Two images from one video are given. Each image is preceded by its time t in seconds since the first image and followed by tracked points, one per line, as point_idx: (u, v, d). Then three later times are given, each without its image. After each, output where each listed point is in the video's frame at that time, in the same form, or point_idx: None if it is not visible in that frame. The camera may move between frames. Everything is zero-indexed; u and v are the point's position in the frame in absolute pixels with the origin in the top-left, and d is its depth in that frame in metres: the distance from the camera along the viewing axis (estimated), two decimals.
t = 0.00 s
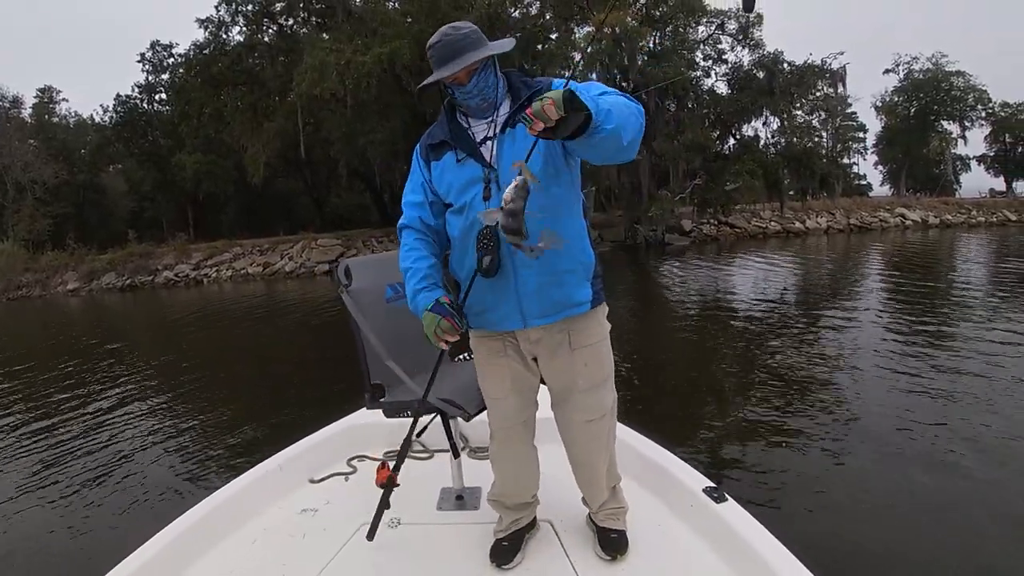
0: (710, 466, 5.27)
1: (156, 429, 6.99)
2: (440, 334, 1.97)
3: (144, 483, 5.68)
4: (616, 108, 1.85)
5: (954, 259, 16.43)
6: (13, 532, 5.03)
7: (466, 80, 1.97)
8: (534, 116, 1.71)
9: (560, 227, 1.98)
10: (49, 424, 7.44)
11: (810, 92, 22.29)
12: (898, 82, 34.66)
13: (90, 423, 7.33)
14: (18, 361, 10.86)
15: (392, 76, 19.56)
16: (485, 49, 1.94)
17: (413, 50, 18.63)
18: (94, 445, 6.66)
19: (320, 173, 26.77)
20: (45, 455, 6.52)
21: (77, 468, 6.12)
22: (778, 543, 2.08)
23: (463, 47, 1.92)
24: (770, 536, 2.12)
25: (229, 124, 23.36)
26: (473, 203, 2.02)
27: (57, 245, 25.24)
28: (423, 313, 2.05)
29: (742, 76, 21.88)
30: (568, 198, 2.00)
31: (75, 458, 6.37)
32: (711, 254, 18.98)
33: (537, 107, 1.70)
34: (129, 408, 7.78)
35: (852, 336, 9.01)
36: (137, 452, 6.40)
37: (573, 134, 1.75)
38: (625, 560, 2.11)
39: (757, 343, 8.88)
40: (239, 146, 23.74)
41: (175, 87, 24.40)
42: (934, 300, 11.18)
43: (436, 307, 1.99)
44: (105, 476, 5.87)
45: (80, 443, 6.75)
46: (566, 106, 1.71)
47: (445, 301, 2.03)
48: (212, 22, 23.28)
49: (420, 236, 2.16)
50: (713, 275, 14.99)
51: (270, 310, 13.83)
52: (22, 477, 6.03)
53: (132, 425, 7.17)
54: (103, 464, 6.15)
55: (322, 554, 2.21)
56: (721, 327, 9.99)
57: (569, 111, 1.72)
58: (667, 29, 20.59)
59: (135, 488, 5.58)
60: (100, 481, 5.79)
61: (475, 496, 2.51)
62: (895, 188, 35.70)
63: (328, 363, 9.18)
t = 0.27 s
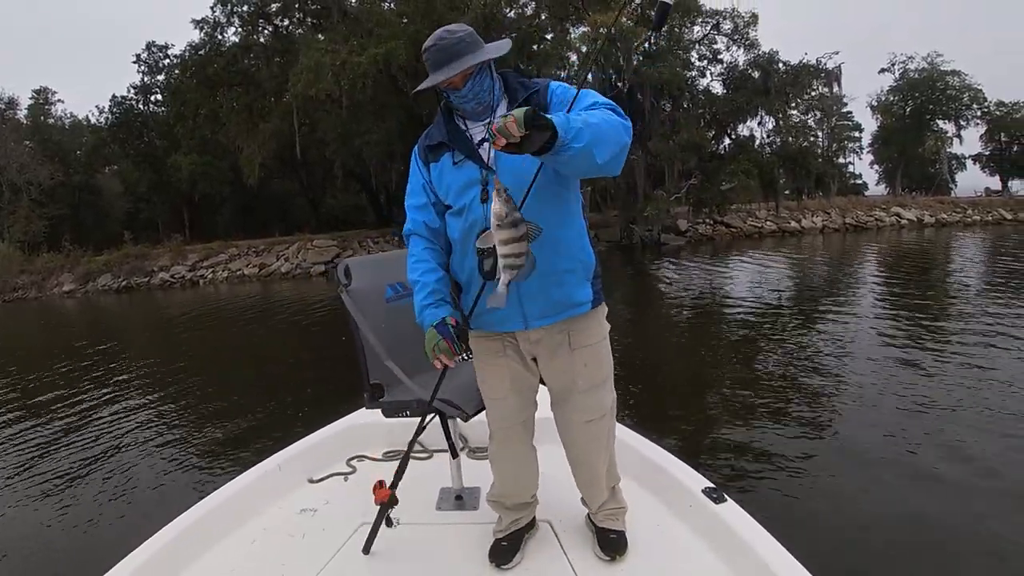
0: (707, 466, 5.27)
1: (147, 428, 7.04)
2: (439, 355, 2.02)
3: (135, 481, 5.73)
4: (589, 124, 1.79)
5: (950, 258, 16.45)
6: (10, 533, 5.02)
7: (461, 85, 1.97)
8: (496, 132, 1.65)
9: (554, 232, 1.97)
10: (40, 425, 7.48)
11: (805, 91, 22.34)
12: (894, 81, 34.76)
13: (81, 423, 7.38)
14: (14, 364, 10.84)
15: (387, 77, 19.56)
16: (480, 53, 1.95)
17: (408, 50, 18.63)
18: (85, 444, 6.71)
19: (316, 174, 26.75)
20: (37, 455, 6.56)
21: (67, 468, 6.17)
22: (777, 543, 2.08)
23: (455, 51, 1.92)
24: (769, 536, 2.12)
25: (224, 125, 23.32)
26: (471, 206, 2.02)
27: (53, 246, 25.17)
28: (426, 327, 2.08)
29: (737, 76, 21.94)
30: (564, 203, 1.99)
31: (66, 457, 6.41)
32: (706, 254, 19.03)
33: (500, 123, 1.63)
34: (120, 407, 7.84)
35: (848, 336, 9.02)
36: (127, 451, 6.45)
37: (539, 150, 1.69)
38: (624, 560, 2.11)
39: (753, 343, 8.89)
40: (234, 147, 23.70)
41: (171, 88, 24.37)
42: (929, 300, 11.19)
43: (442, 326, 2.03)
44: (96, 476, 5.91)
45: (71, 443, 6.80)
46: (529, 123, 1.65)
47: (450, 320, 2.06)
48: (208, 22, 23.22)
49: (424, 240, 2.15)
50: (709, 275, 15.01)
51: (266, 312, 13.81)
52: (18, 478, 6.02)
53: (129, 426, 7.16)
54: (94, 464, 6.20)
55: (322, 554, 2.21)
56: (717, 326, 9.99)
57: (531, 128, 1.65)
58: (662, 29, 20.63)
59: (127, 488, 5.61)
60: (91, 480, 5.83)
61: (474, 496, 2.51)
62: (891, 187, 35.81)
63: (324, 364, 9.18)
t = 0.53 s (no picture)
0: (707, 467, 5.27)
1: (139, 429, 7.06)
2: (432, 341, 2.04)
3: (126, 482, 5.74)
4: (577, 130, 1.77)
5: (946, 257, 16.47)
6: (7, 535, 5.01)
7: (462, 85, 1.97)
8: (478, 135, 1.63)
9: (548, 233, 1.97)
10: (31, 425, 7.50)
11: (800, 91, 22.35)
12: (889, 80, 34.83)
13: (73, 424, 7.40)
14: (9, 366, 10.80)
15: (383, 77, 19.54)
16: (482, 54, 1.94)
17: (404, 50, 18.61)
18: (82, 446, 6.70)
19: (312, 175, 26.72)
20: (28, 456, 6.57)
21: (59, 469, 6.18)
22: (777, 544, 2.08)
23: (458, 51, 1.91)
24: (770, 537, 2.12)
25: (220, 126, 23.27)
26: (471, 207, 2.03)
27: (48, 248, 25.10)
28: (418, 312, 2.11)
29: (733, 76, 21.96)
30: (563, 205, 1.99)
31: (60, 459, 6.42)
32: (702, 254, 19.05)
33: (482, 124, 1.61)
34: (113, 408, 7.85)
35: (845, 335, 9.01)
36: (119, 452, 6.46)
37: (523, 152, 1.66)
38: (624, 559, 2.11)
39: (750, 343, 8.87)
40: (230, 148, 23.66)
41: (166, 89, 24.31)
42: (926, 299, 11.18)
43: (433, 312, 2.04)
44: (90, 477, 5.92)
45: (62, 443, 6.82)
46: (510, 127, 1.61)
47: (443, 304, 2.06)
48: (203, 23, 23.14)
49: (421, 237, 2.17)
50: (705, 275, 15.01)
51: (262, 313, 13.78)
52: (15, 480, 6.02)
53: (126, 428, 7.15)
54: (91, 465, 6.19)
55: (322, 554, 2.21)
56: (714, 326, 9.98)
57: (514, 131, 1.62)
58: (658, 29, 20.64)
59: (119, 489, 5.62)
60: (83, 481, 5.83)
61: (475, 496, 2.51)
62: (887, 187, 35.89)
63: (319, 365, 9.17)
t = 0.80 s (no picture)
0: (707, 466, 5.26)
1: (135, 429, 7.07)
2: (408, 239, 2.08)
3: (120, 482, 5.76)
4: (570, 129, 1.77)
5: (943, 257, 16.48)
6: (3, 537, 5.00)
7: (464, 82, 1.98)
8: (468, 128, 1.63)
9: (545, 231, 1.98)
10: (26, 426, 7.53)
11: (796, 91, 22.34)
12: (886, 81, 34.89)
13: (68, 425, 7.42)
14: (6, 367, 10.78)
15: (380, 77, 19.52)
16: (487, 51, 1.94)
17: (400, 50, 18.59)
18: (79, 447, 6.69)
19: (309, 175, 26.69)
20: (21, 457, 6.59)
21: (53, 469, 6.20)
22: (777, 544, 2.09)
23: (463, 48, 1.92)
24: (770, 537, 2.13)
25: (217, 126, 23.23)
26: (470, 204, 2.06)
27: (45, 248, 25.03)
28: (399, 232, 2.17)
29: (729, 76, 21.97)
30: (561, 204, 1.99)
31: (57, 460, 6.41)
32: (699, 253, 19.08)
33: (472, 117, 1.61)
34: (107, 408, 7.88)
35: (842, 335, 9.02)
36: (114, 452, 6.49)
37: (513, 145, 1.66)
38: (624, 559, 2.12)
39: (748, 342, 8.88)
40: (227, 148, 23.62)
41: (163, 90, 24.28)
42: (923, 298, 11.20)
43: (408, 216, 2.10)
44: (86, 478, 5.90)
45: (56, 444, 6.85)
46: (499, 121, 1.61)
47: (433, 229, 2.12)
48: (200, 23, 23.07)
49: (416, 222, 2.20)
50: (702, 275, 15.03)
51: (259, 313, 13.77)
52: (12, 481, 6.01)
53: (123, 429, 7.13)
54: (87, 466, 6.18)
55: (323, 554, 2.22)
56: (711, 326, 9.99)
57: (502, 126, 1.62)
58: (655, 29, 20.64)
59: (113, 489, 5.64)
60: (78, 481, 5.86)
61: (475, 496, 2.52)
62: (884, 187, 35.96)
63: (316, 365, 9.16)
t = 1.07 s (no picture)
0: (709, 467, 5.26)
1: (134, 430, 7.07)
2: (438, 232, 1.91)
3: (117, 482, 5.78)
4: (558, 127, 1.76)
5: (940, 257, 16.52)
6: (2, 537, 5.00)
7: (467, 79, 1.99)
8: (453, 127, 1.66)
9: (541, 229, 1.98)
10: (20, 426, 7.54)
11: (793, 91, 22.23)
12: (882, 81, 35.00)
13: (62, 425, 7.43)
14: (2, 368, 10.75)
15: (376, 78, 19.51)
16: (491, 48, 1.95)
17: (397, 50, 18.58)
18: (77, 448, 6.68)
19: (306, 175, 26.69)
20: (15, 457, 6.61)
21: (50, 469, 6.22)
22: (779, 544, 2.09)
23: (467, 44, 1.92)
24: (772, 538, 2.13)
25: (214, 126, 23.20)
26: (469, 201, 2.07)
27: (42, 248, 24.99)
28: (420, 231, 2.00)
29: (726, 76, 22.03)
30: (558, 203, 1.99)
31: (55, 461, 6.40)
32: (696, 254, 19.14)
33: (456, 117, 1.64)
34: (102, 408, 7.90)
35: (838, 335, 9.05)
36: (110, 452, 6.52)
37: (500, 144, 1.67)
38: (624, 560, 2.12)
39: (743, 342, 8.92)
40: (224, 148, 23.59)
41: (160, 90, 24.28)
42: (918, 299, 11.25)
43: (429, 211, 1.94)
44: (84, 479, 5.89)
45: (49, 444, 6.86)
46: (482, 120, 1.63)
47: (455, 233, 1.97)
48: (197, 23, 22.99)
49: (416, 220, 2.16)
50: (699, 275, 15.06)
51: (257, 313, 13.76)
52: (10, 482, 6.00)
53: (121, 429, 7.13)
54: (85, 467, 6.18)
55: (323, 556, 2.21)
56: (706, 326, 10.02)
57: (486, 124, 1.63)
58: (651, 30, 20.66)
59: (110, 489, 5.65)
60: (75, 480, 5.88)
61: (475, 496, 2.52)
62: (880, 187, 36.09)
63: (314, 366, 9.17)
